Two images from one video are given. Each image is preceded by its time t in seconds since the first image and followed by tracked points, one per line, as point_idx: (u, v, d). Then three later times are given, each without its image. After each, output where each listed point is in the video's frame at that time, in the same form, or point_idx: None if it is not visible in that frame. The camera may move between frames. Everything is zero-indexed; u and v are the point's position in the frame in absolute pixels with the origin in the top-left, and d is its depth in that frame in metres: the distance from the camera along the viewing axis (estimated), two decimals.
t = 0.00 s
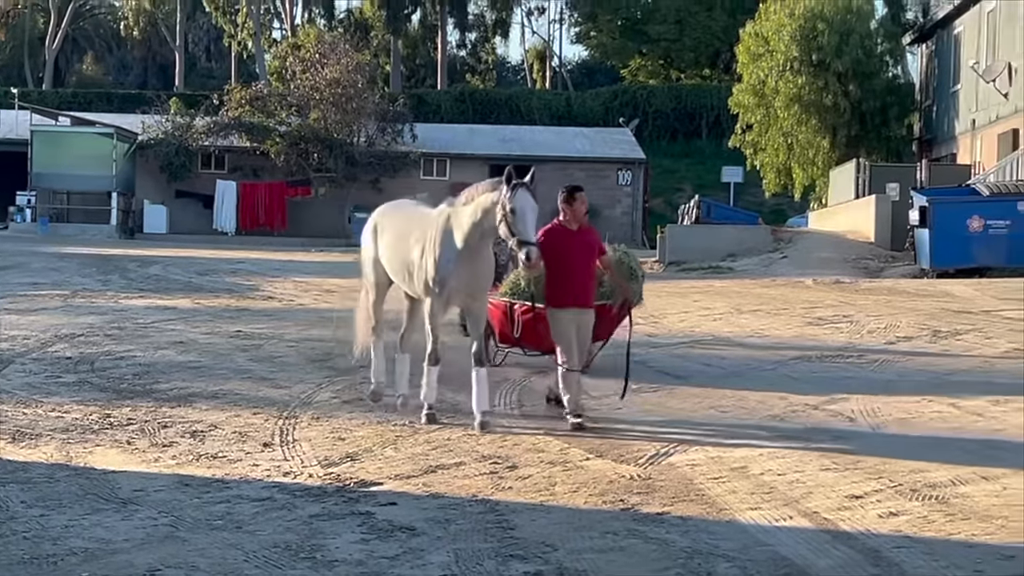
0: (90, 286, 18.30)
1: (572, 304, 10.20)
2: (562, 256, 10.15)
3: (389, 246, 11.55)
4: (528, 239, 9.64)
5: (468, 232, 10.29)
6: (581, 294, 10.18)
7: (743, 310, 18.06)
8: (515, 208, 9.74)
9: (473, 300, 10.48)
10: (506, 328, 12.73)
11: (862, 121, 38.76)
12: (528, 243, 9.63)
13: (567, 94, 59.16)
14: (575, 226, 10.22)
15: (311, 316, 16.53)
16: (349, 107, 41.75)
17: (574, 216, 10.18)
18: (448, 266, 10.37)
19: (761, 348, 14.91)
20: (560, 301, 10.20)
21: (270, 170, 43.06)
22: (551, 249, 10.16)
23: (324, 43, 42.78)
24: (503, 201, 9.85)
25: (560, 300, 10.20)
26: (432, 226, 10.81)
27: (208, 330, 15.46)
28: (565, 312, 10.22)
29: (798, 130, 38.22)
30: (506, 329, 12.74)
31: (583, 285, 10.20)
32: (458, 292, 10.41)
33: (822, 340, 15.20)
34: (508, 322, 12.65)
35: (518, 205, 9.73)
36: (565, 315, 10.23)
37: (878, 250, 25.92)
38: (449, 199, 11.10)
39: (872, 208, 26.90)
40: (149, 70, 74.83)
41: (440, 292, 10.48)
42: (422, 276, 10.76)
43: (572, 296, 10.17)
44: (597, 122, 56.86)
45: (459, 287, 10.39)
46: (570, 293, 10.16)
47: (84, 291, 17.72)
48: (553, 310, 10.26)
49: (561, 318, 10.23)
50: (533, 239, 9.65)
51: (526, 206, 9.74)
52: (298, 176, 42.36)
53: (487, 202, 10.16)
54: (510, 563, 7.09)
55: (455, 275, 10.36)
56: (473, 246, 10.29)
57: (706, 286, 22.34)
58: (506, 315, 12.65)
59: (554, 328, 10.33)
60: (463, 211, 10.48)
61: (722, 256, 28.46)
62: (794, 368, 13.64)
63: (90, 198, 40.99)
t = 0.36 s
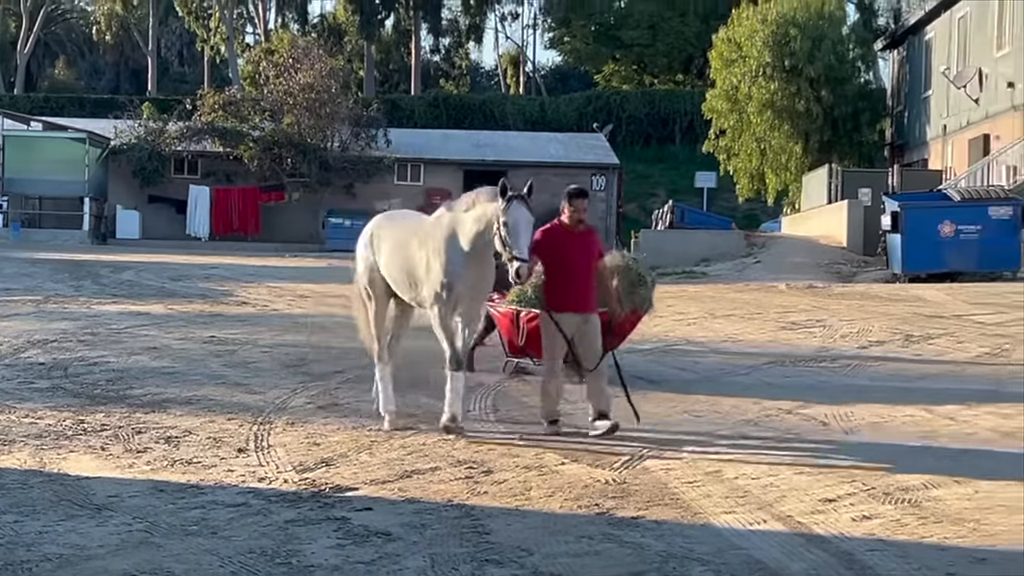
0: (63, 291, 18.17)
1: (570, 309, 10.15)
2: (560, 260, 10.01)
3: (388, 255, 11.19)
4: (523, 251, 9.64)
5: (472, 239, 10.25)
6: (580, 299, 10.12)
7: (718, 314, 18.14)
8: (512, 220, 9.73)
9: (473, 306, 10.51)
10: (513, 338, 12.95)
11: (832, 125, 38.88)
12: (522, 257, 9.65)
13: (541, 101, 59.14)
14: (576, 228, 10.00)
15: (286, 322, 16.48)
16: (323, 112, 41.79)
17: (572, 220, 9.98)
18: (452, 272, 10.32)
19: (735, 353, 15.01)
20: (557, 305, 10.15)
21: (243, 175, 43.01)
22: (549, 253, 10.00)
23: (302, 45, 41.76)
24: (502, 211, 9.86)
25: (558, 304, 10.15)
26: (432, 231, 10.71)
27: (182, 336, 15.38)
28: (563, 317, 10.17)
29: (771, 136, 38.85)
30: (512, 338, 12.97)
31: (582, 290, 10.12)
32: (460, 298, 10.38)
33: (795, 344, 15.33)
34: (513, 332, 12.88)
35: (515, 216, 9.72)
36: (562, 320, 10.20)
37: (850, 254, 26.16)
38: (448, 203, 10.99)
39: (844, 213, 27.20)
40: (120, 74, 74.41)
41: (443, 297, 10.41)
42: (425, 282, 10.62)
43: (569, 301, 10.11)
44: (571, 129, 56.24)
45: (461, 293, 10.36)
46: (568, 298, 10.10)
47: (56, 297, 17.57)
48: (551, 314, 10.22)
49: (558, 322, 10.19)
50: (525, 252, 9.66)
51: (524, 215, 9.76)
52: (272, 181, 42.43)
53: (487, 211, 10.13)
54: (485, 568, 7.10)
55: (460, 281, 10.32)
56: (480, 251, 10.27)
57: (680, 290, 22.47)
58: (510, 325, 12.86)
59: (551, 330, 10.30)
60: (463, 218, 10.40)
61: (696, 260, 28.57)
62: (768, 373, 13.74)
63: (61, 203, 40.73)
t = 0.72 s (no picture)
0: (145, 294, 23.59)
1: (552, 310, 10.69)
2: (546, 272, 10.62)
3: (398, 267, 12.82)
4: (507, 269, 10.45)
5: (471, 257, 10.99)
6: (564, 299, 10.66)
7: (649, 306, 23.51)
8: (500, 243, 10.51)
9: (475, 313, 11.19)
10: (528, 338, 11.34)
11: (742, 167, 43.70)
12: (509, 270, 10.44)
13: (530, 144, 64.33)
14: (557, 243, 10.57)
15: (318, 313, 21.86)
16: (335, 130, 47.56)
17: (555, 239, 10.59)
18: (457, 287, 11.03)
19: (651, 326, 20.39)
20: (542, 305, 10.63)
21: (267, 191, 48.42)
22: (537, 264, 10.62)
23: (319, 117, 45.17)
24: (490, 236, 10.62)
25: (543, 304, 10.66)
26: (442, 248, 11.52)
27: (242, 325, 20.78)
28: (546, 316, 10.65)
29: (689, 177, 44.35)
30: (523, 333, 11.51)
31: (567, 292, 10.67)
32: (465, 309, 11.11)
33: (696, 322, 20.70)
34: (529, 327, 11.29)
35: (501, 239, 10.50)
36: (547, 319, 10.67)
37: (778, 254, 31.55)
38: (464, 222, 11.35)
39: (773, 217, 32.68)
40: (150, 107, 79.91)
41: (450, 303, 11.15)
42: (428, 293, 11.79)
43: (556, 300, 10.65)
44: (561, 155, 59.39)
45: (465, 303, 11.10)
46: (550, 299, 10.65)
47: (143, 298, 23.08)
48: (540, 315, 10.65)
49: (544, 323, 10.68)
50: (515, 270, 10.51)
51: (507, 242, 10.54)
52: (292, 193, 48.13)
53: (483, 235, 10.82)
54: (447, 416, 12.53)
55: (463, 290, 11.02)
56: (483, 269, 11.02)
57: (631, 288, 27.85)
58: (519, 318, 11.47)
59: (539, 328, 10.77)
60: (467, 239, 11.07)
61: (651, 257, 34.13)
62: (668, 337, 19.11)
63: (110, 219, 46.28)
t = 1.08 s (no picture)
0: (157, 292, 25.42)
1: (541, 312, 10.01)
2: (533, 279, 10.03)
3: (396, 270, 11.81)
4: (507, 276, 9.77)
5: (467, 261, 10.25)
6: (554, 302, 10.03)
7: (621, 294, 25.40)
8: (494, 251, 9.83)
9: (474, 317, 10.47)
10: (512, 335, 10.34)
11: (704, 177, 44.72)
12: (505, 275, 9.77)
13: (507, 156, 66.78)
14: (543, 249, 9.99)
15: (315, 302, 23.73)
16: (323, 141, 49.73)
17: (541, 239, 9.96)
18: (448, 288, 10.39)
19: (619, 307, 22.29)
20: (529, 309, 10.03)
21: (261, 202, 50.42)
22: (525, 270, 10.03)
23: (315, 129, 47.13)
24: (485, 243, 9.99)
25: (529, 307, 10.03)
26: (439, 251, 10.80)
27: (245, 311, 22.87)
28: (536, 321, 10.01)
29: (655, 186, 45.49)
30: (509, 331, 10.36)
31: (558, 298, 10.09)
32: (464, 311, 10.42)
33: (660, 304, 22.62)
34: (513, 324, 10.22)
35: (496, 245, 9.85)
36: (537, 321, 10.03)
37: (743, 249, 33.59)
38: (462, 227, 10.63)
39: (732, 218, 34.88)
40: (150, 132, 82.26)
41: (445, 306, 10.51)
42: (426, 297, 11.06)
43: (545, 304, 10.02)
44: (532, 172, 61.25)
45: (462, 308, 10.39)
46: (539, 303, 10.01)
47: (154, 294, 25.18)
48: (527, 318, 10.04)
49: (532, 326, 10.02)
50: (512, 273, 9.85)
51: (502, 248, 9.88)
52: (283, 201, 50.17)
53: (477, 241, 10.16)
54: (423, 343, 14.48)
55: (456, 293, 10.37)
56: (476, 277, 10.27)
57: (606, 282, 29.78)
58: (505, 314, 10.33)
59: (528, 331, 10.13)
60: (462, 243, 10.39)
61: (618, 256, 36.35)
62: (632, 313, 21.00)
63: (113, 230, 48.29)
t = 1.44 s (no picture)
0: (123, 288, 25.25)
1: (528, 309, 9.75)
2: (523, 275, 9.74)
3: (378, 264, 11.32)
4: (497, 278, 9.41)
5: (456, 257, 9.92)
6: (543, 300, 9.80)
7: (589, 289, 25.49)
8: (484, 251, 9.50)
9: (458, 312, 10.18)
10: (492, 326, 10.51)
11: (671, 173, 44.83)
12: (496, 280, 9.41)
13: (477, 152, 66.70)
14: (535, 244, 9.68)
15: (282, 298, 23.66)
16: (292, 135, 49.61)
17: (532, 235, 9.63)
18: (435, 289, 10.05)
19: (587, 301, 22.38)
20: (516, 305, 9.76)
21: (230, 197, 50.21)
22: (515, 266, 9.71)
23: (283, 124, 47.09)
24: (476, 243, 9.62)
25: (516, 303, 9.77)
26: (425, 248, 10.40)
27: (212, 306, 22.78)
28: (522, 318, 9.74)
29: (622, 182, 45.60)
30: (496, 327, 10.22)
31: (546, 296, 9.83)
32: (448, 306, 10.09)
33: (627, 299, 22.72)
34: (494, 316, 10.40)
35: (486, 249, 9.49)
36: (525, 321, 9.77)
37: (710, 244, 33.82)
38: (450, 221, 10.27)
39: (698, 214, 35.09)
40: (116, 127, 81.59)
41: (430, 301, 10.14)
42: (411, 292, 10.66)
43: (533, 301, 9.77)
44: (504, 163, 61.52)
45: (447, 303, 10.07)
46: (528, 300, 9.75)
47: (121, 290, 25.04)
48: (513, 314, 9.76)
49: (518, 322, 9.76)
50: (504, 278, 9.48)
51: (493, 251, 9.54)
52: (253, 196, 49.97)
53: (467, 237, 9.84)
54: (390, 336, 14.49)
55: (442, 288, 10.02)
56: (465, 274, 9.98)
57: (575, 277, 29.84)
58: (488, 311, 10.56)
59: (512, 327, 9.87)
60: (451, 238, 10.04)
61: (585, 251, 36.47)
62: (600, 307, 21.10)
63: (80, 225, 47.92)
